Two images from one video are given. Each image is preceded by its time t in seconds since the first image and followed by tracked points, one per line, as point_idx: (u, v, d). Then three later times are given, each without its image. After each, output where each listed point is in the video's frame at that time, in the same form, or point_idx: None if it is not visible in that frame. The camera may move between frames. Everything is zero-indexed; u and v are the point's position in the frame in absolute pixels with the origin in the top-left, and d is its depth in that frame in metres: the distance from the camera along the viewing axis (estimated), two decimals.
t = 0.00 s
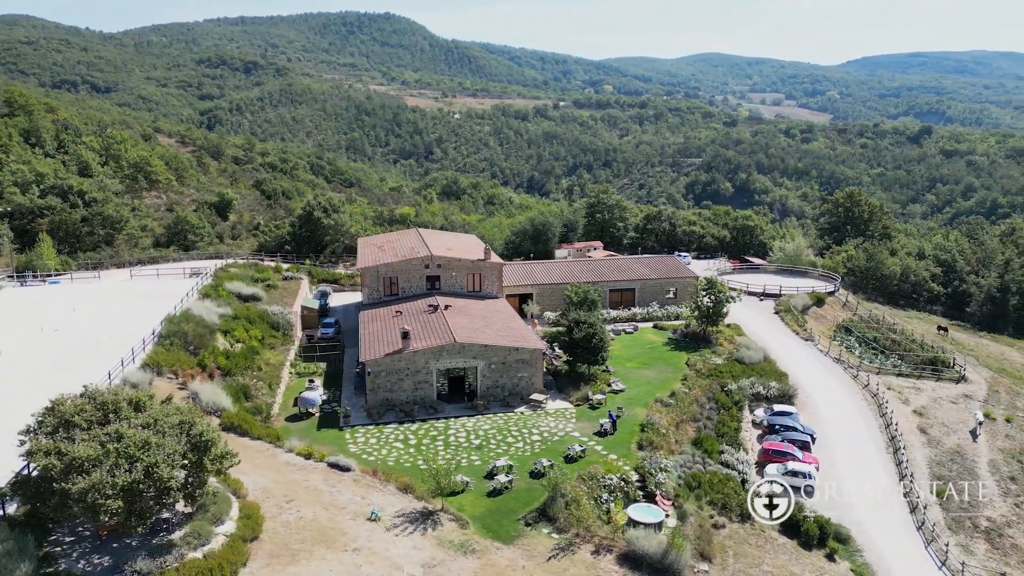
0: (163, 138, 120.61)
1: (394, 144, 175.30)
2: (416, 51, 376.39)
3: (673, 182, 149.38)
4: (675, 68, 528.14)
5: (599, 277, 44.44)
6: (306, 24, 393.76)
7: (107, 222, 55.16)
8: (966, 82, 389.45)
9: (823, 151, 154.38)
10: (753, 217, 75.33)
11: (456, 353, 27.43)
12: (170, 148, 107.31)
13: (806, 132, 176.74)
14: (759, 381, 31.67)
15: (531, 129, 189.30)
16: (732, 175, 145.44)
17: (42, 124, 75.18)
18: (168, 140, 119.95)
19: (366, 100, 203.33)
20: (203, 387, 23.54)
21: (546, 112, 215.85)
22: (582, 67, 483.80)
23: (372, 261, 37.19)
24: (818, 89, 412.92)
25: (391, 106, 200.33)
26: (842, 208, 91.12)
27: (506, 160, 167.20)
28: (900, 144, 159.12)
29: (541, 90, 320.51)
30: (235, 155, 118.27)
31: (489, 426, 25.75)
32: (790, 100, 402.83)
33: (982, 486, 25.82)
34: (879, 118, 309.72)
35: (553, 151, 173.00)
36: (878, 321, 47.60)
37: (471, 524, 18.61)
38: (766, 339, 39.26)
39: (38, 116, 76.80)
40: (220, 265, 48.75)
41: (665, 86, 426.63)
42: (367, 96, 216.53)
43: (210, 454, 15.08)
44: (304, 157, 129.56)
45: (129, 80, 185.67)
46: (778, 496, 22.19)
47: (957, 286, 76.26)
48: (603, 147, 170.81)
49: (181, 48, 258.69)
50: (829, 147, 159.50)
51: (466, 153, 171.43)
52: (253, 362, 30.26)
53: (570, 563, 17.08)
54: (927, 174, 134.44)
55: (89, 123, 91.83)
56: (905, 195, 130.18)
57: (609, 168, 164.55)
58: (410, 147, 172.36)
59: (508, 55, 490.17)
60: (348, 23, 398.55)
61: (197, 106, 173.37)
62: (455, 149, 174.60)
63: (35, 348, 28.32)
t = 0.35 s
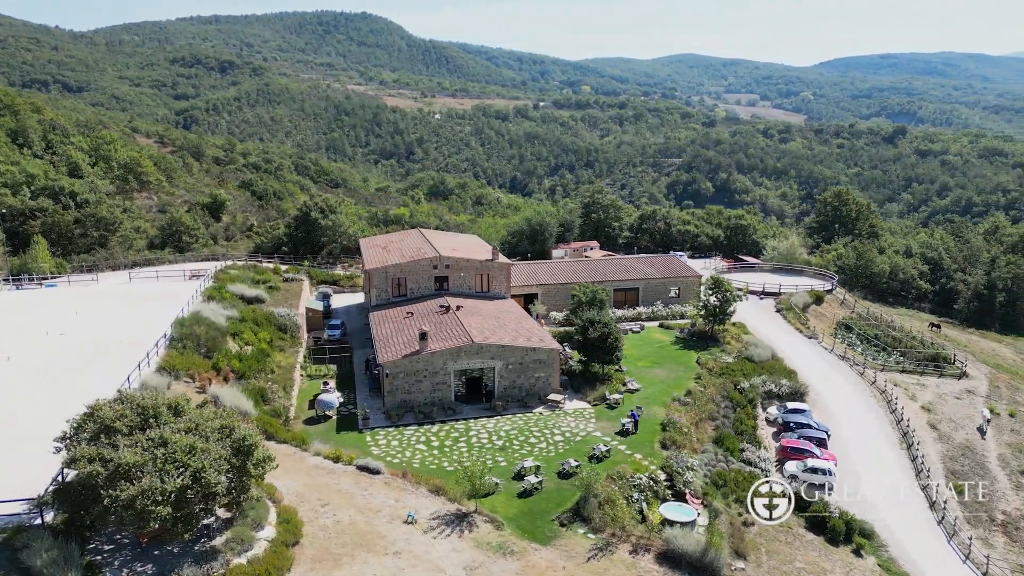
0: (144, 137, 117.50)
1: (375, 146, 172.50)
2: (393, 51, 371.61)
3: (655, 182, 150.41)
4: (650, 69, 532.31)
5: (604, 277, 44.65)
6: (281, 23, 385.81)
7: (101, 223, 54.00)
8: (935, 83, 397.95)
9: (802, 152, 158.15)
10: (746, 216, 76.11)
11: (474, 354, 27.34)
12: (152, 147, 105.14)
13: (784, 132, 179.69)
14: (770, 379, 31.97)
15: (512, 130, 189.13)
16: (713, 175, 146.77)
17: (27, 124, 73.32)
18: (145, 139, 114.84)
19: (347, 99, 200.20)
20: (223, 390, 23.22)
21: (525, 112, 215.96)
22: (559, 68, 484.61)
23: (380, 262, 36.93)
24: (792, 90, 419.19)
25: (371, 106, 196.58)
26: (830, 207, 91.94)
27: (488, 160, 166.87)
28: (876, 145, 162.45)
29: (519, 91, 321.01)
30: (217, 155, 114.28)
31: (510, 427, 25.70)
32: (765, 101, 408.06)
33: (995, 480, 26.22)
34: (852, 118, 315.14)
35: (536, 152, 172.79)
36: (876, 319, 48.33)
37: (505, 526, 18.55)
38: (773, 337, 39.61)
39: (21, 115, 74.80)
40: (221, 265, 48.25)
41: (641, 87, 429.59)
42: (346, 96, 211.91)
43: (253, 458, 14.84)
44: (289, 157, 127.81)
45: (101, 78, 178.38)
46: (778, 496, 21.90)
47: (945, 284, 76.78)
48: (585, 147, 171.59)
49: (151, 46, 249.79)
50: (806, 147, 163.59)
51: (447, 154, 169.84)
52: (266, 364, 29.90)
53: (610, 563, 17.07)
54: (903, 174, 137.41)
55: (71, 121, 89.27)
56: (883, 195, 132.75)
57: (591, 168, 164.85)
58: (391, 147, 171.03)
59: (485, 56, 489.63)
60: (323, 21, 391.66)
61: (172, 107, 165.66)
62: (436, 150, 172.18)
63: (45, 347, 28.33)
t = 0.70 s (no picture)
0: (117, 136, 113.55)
1: (351, 146, 163.53)
2: (367, 52, 354.91)
3: (632, 183, 151.35)
4: (622, 70, 534.88)
5: (604, 276, 44.88)
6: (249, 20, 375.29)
7: (89, 225, 52.72)
8: (900, 84, 406.51)
9: (776, 151, 160.86)
10: (733, 215, 77.03)
11: (488, 355, 27.28)
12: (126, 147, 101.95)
13: (758, 133, 183.00)
14: (777, 376, 32.40)
15: (488, 130, 188.34)
16: (691, 175, 148.03)
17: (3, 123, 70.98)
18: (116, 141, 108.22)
19: (324, 98, 195.55)
20: (241, 395, 22.91)
21: (501, 112, 215.22)
22: (531, 67, 484.12)
23: (385, 263, 36.71)
24: (762, 91, 424.87)
25: (346, 107, 186.05)
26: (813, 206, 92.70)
27: (466, 160, 165.95)
28: (847, 145, 165.97)
29: (493, 91, 320.03)
30: (194, 157, 108.72)
31: (527, 428, 25.70)
32: (736, 101, 412.45)
33: (1001, 472, 26.77)
34: (820, 119, 320.08)
35: (514, 152, 172.13)
36: (868, 316, 49.33)
37: (538, 527, 18.51)
38: (773, 335, 40.15)
39: None
40: (216, 267, 47.50)
41: (613, 87, 431.60)
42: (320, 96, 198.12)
43: (294, 463, 14.64)
44: (268, 157, 125.06)
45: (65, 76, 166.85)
46: (778, 497, 21.25)
47: (927, 281, 76.57)
48: (564, 147, 171.90)
49: (115, 43, 238.69)
50: (779, 147, 166.36)
51: (424, 154, 165.40)
52: (275, 368, 29.54)
53: (646, 562, 17.13)
54: (874, 173, 140.49)
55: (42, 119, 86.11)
56: (857, 195, 135.30)
57: (570, 168, 165.09)
58: (367, 147, 163.32)
59: (458, 54, 486.79)
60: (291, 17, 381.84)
61: (140, 106, 155.34)
62: (413, 150, 167.18)
63: (47, 345, 28.14)
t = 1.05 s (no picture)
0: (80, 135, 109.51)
1: (319, 146, 158.33)
2: (332, 51, 338.92)
3: (603, 183, 152.11)
4: (588, 70, 537.03)
5: (598, 276, 45.03)
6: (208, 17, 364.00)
7: (68, 228, 51.25)
8: (858, 86, 417.57)
9: (743, 151, 163.89)
10: (714, 215, 78.06)
11: (495, 356, 27.20)
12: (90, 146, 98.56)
13: (725, 133, 186.30)
14: (775, 373, 32.94)
15: (458, 129, 186.90)
16: (661, 175, 149.28)
17: None
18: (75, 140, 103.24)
19: (292, 97, 190.53)
20: (252, 400, 22.50)
21: (470, 111, 214.00)
22: (498, 67, 482.84)
23: (382, 264, 36.33)
24: (726, 92, 431.61)
25: (312, 106, 180.17)
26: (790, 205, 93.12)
27: (438, 160, 164.57)
28: (811, 145, 170.09)
29: (460, 91, 318.70)
30: (161, 158, 103.99)
31: (538, 428, 25.70)
32: (701, 102, 417.76)
33: (997, 464, 27.55)
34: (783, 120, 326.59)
35: (485, 152, 171.40)
36: (853, 313, 50.39)
37: (563, 527, 18.52)
38: (766, 332, 40.83)
39: None
40: (204, 271, 46.49)
41: (579, 87, 433.02)
42: (287, 95, 190.81)
43: (329, 468, 14.44)
44: (238, 158, 122.16)
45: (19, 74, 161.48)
46: (778, 497, 21.14)
47: (901, 278, 76.77)
48: (535, 147, 171.95)
49: (70, 40, 228.21)
50: (747, 147, 169.18)
51: (394, 154, 162.44)
52: (277, 372, 29.06)
53: (674, 560, 17.25)
54: (839, 173, 143.76)
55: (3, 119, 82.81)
56: (824, 194, 138.12)
57: (542, 168, 165.16)
58: (335, 147, 157.78)
59: (424, 53, 482.70)
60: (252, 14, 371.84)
61: (100, 105, 149.77)
62: (383, 149, 163.72)
63: (42, 347, 27.78)
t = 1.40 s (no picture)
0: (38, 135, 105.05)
1: (286, 146, 156.05)
2: (295, 50, 331.07)
3: (573, 183, 152.67)
4: (553, 70, 538.45)
5: (590, 275, 45.17)
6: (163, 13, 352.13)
7: (46, 232, 49.69)
8: (816, 87, 428.80)
9: (710, 152, 166.66)
10: (693, 215, 78.96)
11: (502, 357, 27.16)
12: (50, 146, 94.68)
13: (692, 134, 189.34)
14: (772, 370, 33.50)
15: (427, 129, 185.06)
16: (630, 176, 150.32)
17: None
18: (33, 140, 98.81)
19: (257, 96, 185.99)
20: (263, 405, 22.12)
21: (439, 111, 212.55)
22: (464, 66, 480.76)
23: (378, 266, 35.97)
24: (690, 92, 437.85)
25: (278, 105, 177.14)
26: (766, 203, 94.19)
27: (408, 160, 163.06)
28: (776, 145, 173.82)
29: (426, 90, 316.86)
30: (125, 159, 99.87)
31: (548, 428, 25.70)
32: (665, 103, 422.84)
33: (989, 455, 28.41)
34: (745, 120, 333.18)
35: (455, 152, 170.52)
36: (836, 310, 51.55)
37: (589, 527, 18.56)
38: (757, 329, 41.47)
39: None
40: (191, 274, 45.47)
41: (544, 87, 434.26)
42: (251, 94, 186.63)
43: (365, 473, 14.26)
44: (205, 158, 118.97)
45: None
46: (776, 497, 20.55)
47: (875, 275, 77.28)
48: (506, 148, 171.77)
49: (19, 36, 217.80)
50: (714, 148, 172.09)
51: (364, 155, 160.43)
52: (279, 375, 28.57)
53: (701, 556, 17.43)
54: (804, 173, 147.26)
55: None
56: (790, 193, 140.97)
57: (513, 169, 165.04)
58: (303, 147, 155.71)
59: (388, 51, 477.57)
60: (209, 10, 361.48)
61: (55, 104, 142.91)
62: (351, 149, 161.20)
63: (35, 354, 27.05)
